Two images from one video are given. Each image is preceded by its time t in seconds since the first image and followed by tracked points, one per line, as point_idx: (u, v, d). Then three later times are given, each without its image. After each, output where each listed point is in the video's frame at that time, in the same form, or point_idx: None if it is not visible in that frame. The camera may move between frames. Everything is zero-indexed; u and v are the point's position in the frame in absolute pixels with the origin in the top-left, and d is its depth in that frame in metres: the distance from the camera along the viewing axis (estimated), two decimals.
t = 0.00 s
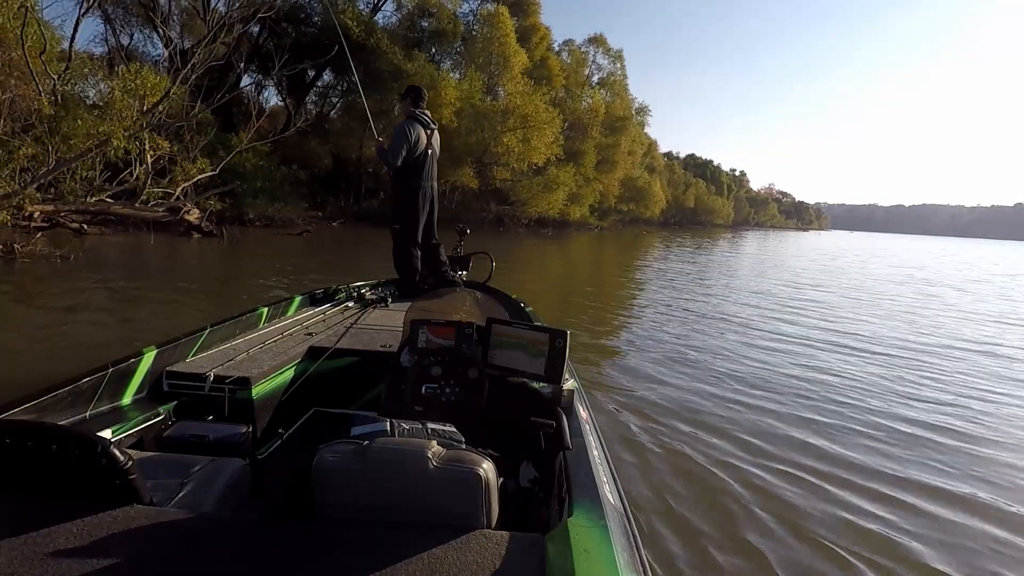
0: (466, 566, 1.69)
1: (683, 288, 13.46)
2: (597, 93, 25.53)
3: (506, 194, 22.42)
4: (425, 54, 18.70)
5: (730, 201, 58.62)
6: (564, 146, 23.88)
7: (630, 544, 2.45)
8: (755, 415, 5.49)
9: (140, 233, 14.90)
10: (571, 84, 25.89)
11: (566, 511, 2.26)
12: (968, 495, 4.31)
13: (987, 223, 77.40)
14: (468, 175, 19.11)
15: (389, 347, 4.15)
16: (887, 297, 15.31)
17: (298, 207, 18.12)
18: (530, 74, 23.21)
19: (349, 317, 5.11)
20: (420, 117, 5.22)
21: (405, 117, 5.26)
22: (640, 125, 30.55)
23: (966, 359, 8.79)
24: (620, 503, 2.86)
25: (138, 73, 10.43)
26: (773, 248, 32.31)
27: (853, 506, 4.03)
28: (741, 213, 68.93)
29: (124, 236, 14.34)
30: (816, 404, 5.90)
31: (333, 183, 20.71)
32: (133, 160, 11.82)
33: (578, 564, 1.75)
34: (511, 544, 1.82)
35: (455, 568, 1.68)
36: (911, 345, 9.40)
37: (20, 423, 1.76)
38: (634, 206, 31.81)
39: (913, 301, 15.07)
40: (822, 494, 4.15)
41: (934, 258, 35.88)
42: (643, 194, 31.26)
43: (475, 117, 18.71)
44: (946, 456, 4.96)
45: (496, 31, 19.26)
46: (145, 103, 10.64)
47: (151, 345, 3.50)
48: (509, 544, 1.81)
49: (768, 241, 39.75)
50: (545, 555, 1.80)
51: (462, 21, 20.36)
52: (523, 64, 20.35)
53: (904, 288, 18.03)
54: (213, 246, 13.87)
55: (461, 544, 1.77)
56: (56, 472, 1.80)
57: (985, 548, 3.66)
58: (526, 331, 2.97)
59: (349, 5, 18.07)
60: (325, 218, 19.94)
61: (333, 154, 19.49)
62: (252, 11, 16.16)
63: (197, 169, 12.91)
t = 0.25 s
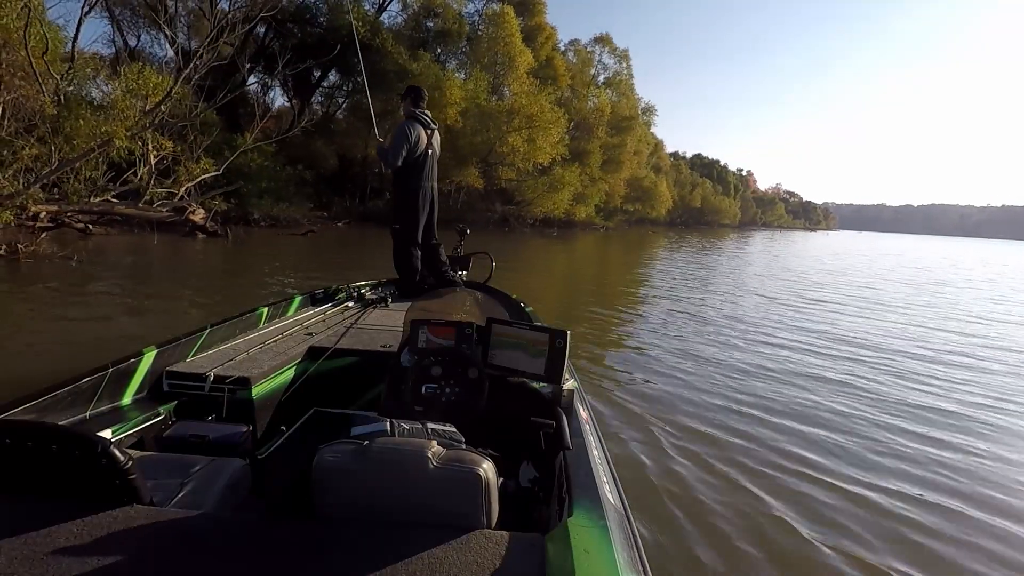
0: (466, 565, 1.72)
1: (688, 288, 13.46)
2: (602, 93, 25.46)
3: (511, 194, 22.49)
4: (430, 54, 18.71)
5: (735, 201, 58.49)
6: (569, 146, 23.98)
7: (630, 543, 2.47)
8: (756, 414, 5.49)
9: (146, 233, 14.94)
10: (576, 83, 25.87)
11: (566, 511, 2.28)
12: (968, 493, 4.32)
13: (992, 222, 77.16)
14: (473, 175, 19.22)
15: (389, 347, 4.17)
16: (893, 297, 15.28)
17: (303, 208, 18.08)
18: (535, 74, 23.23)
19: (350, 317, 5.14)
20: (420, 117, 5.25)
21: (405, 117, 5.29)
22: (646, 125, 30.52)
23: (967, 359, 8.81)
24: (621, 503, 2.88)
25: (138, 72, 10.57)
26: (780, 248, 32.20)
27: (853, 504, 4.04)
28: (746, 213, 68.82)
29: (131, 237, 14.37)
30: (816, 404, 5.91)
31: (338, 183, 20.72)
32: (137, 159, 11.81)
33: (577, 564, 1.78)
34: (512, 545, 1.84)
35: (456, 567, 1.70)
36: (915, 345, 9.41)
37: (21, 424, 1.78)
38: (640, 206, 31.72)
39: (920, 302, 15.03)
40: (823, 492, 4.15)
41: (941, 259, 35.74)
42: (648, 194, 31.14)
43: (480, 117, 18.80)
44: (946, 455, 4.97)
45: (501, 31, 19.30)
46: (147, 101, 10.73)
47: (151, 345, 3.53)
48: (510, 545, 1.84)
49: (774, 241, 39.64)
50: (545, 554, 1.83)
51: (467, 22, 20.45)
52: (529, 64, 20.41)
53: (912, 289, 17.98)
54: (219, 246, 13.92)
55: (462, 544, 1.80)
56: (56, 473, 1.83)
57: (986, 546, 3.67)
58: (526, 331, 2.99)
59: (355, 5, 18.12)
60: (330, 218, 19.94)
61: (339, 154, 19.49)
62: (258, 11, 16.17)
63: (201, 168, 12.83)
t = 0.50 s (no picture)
0: (468, 564, 1.77)
1: (692, 288, 13.50)
2: (609, 92, 25.41)
3: (517, 194, 22.52)
4: (436, 54, 18.76)
5: (741, 202, 58.37)
6: (575, 146, 24.03)
7: (630, 543, 2.51)
8: (756, 415, 5.53)
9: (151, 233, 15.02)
10: (583, 83, 25.89)
11: (567, 511, 2.33)
12: (966, 493, 4.37)
13: (998, 223, 76.97)
14: (478, 175, 19.42)
15: (389, 347, 4.22)
16: (899, 298, 15.28)
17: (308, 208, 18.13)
18: (541, 74, 23.28)
19: (350, 317, 5.19)
20: (421, 116, 5.29)
21: (405, 116, 5.34)
22: (652, 125, 30.53)
23: (969, 359, 8.84)
24: (620, 503, 2.93)
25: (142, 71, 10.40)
26: (787, 249, 32.16)
27: (851, 504, 4.08)
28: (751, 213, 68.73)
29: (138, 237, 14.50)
30: (816, 404, 5.95)
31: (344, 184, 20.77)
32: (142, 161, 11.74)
33: (577, 564, 1.83)
34: (511, 545, 1.89)
35: (457, 567, 1.75)
36: (918, 345, 9.43)
37: (21, 425, 1.83)
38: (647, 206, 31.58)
39: (925, 302, 15.04)
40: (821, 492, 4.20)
41: (950, 260, 35.63)
42: (655, 194, 31.04)
43: (486, 117, 18.90)
44: (944, 455, 5.01)
45: (507, 31, 19.38)
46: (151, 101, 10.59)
47: (151, 346, 3.58)
48: (509, 545, 1.88)
49: (781, 242, 39.57)
50: (545, 554, 1.88)
51: (473, 22, 20.55)
52: (535, 64, 20.46)
53: (918, 290, 17.96)
54: (225, 246, 14.02)
55: (463, 544, 1.85)
56: (56, 472, 1.88)
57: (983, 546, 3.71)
58: (526, 331, 3.03)
59: (360, 5, 18.20)
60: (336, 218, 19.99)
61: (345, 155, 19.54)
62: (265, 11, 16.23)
63: (205, 168, 12.79)
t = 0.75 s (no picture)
0: (468, 565, 1.78)
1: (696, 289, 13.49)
2: (615, 93, 25.38)
3: (522, 195, 22.56)
4: (441, 54, 18.77)
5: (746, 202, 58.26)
6: (580, 146, 24.07)
7: (630, 543, 2.52)
8: (757, 415, 5.54)
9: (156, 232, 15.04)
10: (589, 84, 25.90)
11: (567, 511, 2.35)
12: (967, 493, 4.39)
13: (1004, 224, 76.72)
14: (483, 175, 19.45)
15: (389, 347, 4.23)
16: (905, 299, 15.25)
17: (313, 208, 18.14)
18: (547, 74, 23.30)
19: (350, 317, 5.20)
20: (421, 116, 5.31)
21: (406, 116, 5.35)
22: (658, 126, 30.50)
23: (971, 360, 8.83)
24: (620, 503, 2.94)
25: (146, 70, 10.25)
26: (793, 249, 32.08)
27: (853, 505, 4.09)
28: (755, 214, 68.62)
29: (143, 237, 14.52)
30: (818, 404, 5.97)
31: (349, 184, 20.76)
32: (146, 159, 11.67)
33: (576, 564, 1.85)
34: (511, 545, 1.91)
35: (457, 567, 1.77)
36: (922, 346, 9.45)
37: (20, 424, 1.83)
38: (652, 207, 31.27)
39: (931, 303, 15.01)
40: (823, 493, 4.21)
41: (958, 261, 35.48)
42: (661, 195, 30.95)
43: (491, 118, 18.95)
44: (945, 455, 5.03)
45: (512, 31, 19.40)
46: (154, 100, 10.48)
47: (151, 346, 3.60)
48: (508, 545, 1.90)
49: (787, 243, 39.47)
50: (544, 554, 1.90)
51: (479, 22, 20.59)
52: (540, 64, 20.47)
53: (925, 291, 17.92)
54: (230, 246, 14.03)
55: (463, 544, 1.87)
56: (56, 472, 1.89)
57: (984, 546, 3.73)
58: (525, 331, 3.05)
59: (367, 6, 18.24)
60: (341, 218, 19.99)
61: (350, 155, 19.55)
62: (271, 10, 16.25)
63: (209, 168, 12.74)
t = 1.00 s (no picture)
0: (468, 564, 1.79)
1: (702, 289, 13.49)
2: (621, 93, 25.31)
3: (527, 195, 22.55)
4: (446, 54, 18.77)
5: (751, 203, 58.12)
6: (586, 146, 24.05)
7: (630, 543, 2.52)
8: (760, 413, 5.54)
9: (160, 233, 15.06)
10: (595, 84, 25.87)
11: (567, 511, 2.35)
12: (971, 492, 4.40)
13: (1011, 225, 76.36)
14: (488, 176, 19.44)
15: (389, 347, 4.24)
16: (912, 300, 15.20)
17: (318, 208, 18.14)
18: (553, 74, 23.29)
19: (350, 317, 5.21)
20: (422, 116, 5.32)
21: (406, 116, 5.37)
22: (664, 126, 30.46)
23: (975, 361, 8.79)
24: (620, 503, 2.94)
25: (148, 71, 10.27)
26: (800, 250, 31.96)
27: (857, 504, 4.09)
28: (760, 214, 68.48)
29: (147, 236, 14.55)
30: (820, 403, 5.98)
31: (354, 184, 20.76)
32: (150, 159, 11.64)
33: (576, 563, 1.85)
34: (511, 545, 1.92)
35: (457, 567, 1.78)
36: (927, 346, 9.43)
37: (20, 425, 1.84)
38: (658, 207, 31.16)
39: (939, 305, 14.94)
40: (828, 491, 4.22)
41: (968, 262, 35.26)
42: (667, 195, 30.81)
43: (496, 118, 18.96)
44: (947, 454, 5.04)
45: (518, 31, 19.39)
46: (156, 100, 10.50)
47: (151, 346, 3.61)
48: (509, 545, 1.91)
49: (795, 243, 39.33)
50: (544, 554, 1.90)
51: (485, 22, 20.60)
52: (546, 63, 20.44)
53: (934, 292, 17.83)
54: (234, 246, 14.04)
55: (463, 544, 1.87)
56: (56, 472, 1.90)
57: (989, 544, 3.74)
58: (525, 331, 3.09)
59: (372, 6, 18.25)
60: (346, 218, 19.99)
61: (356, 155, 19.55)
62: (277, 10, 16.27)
63: (212, 168, 12.70)
